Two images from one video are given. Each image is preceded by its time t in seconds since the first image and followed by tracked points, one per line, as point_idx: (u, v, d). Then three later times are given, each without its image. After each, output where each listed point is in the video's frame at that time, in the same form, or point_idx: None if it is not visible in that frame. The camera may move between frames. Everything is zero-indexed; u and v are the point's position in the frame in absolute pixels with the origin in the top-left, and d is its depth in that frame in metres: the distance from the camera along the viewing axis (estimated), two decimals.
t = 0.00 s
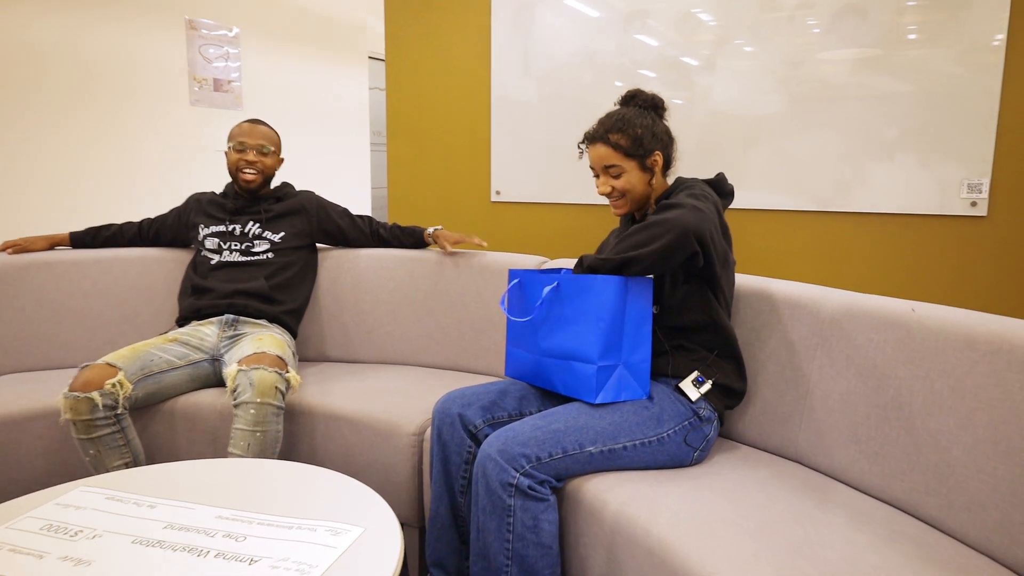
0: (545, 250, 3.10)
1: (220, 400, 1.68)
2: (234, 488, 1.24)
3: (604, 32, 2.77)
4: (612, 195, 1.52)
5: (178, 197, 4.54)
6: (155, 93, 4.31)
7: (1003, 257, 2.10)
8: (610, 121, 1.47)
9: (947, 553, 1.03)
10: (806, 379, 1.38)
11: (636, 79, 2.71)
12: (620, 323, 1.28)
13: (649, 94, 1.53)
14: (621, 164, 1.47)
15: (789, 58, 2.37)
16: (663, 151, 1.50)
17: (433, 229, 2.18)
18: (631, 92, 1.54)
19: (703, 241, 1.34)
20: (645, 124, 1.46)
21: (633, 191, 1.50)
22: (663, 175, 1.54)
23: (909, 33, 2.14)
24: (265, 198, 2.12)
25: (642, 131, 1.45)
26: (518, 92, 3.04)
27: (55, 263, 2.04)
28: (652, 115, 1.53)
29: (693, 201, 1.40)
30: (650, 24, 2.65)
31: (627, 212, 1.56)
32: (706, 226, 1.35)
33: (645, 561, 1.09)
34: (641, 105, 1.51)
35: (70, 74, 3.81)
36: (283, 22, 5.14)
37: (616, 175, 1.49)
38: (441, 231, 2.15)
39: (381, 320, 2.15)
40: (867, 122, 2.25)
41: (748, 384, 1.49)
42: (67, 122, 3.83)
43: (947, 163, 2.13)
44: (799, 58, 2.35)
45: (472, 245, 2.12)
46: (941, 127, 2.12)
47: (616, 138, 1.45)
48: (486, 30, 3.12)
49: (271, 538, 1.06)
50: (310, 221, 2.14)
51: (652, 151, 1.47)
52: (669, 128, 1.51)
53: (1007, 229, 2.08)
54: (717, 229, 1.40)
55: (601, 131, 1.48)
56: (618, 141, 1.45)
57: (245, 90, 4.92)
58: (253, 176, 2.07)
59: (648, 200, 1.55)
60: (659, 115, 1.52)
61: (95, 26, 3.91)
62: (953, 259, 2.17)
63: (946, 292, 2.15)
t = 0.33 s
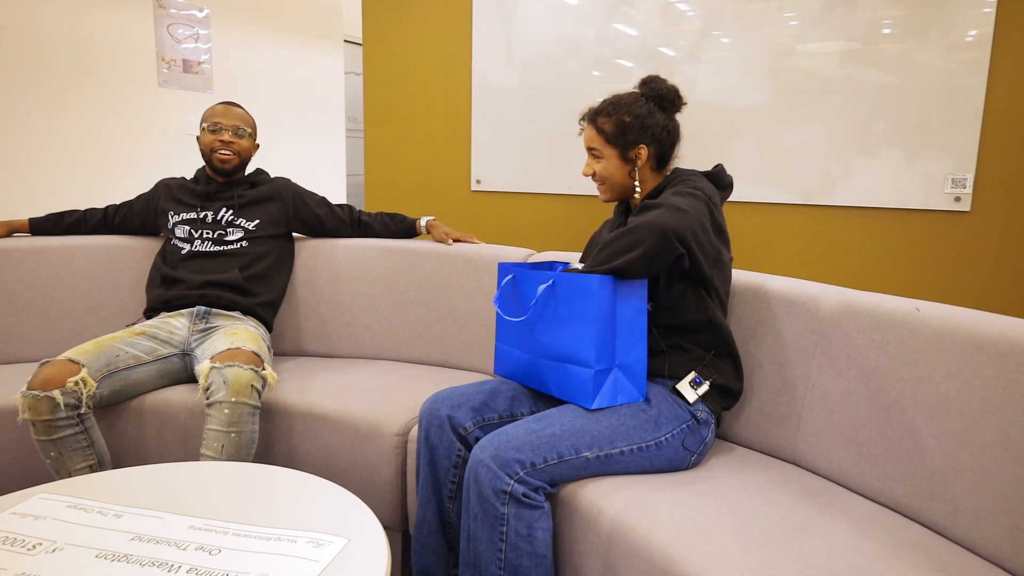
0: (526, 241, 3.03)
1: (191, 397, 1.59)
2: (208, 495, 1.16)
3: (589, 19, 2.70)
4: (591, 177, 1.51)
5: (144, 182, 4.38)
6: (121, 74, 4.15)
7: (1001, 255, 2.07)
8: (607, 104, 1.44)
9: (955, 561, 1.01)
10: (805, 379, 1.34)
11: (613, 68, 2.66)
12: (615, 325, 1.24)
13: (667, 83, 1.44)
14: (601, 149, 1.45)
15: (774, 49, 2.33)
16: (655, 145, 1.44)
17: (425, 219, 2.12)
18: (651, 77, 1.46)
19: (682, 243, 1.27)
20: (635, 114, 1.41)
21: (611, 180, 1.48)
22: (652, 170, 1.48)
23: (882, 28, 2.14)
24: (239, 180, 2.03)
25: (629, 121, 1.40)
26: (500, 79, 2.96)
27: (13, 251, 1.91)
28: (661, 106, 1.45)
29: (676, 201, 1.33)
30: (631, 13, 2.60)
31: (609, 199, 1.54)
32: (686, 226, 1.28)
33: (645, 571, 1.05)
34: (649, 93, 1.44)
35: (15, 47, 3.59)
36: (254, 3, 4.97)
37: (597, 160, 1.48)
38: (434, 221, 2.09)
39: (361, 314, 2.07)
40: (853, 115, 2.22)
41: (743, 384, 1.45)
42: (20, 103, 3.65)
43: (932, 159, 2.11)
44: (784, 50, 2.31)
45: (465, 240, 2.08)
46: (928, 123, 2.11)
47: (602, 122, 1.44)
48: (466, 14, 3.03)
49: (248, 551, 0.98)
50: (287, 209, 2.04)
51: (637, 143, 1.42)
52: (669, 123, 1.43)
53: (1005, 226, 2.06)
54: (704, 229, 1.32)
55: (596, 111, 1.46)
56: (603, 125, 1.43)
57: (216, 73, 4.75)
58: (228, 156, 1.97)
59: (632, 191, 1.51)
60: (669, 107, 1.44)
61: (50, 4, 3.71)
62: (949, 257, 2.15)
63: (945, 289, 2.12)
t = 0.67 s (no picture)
0: (522, 242, 2.99)
1: (179, 403, 1.52)
2: (196, 507, 1.10)
3: (587, 16, 2.65)
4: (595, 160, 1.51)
5: (132, 177, 4.29)
6: (108, 66, 4.05)
7: (1003, 262, 2.04)
8: (629, 94, 1.43)
9: None
10: (816, 389, 1.30)
11: (607, 67, 2.63)
12: (616, 328, 1.20)
13: (695, 91, 1.40)
14: (608, 133, 1.45)
15: (773, 49, 2.30)
16: (660, 144, 1.41)
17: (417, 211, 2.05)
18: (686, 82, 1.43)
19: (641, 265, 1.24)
20: (648, 108, 1.39)
21: (609, 167, 1.47)
22: (652, 169, 1.45)
23: (876, 30, 2.12)
24: (233, 178, 1.96)
25: (638, 112, 1.39)
26: (495, 77, 2.91)
27: None
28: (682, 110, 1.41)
29: (643, 218, 1.30)
30: (624, 13, 2.56)
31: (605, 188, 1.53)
32: (645, 246, 1.25)
33: None
34: (675, 96, 1.40)
35: None
36: None
37: (602, 144, 1.47)
38: (427, 213, 2.02)
39: (354, 316, 2.01)
40: (854, 117, 2.19)
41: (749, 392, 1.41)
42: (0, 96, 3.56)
43: (932, 162, 2.08)
44: (784, 50, 2.28)
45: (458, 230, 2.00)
46: (928, 125, 2.07)
47: (617, 108, 1.43)
48: (462, 10, 2.97)
49: (237, 570, 0.93)
50: (279, 205, 1.97)
51: (641, 136, 1.40)
52: (681, 128, 1.39)
53: (1008, 231, 2.02)
54: (675, 244, 1.27)
55: (617, 98, 1.45)
56: (617, 111, 1.42)
57: (207, 66, 4.66)
58: (241, 161, 1.94)
59: (628, 185, 1.50)
60: (689, 114, 1.40)
61: None
62: (952, 263, 2.12)
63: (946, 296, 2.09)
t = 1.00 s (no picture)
0: (521, 243, 2.96)
1: (174, 409, 1.48)
2: (191, 519, 1.06)
3: (586, 14, 2.62)
4: (595, 161, 1.47)
5: (126, 178, 4.23)
6: (102, 66, 4.00)
7: (1003, 261, 2.02)
8: (631, 92, 1.40)
9: None
10: (827, 394, 1.28)
11: (603, 67, 2.60)
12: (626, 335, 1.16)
13: (699, 89, 1.37)
14: (609, 133, 1.42)
15: (772, 48, 2.27)
16: (663, 143, 1.38)
17: (419, 223, 2.03)
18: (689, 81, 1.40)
19: (641, 279, 1.22)
20: (650, 106, 1.36)
21: (610, 167, 1.43)
22: (654, 169, 1.42)
23: (873, 29, 2.10)
24: (230, 181, 1.93)
25: (641, 111, 1.36)
26: (493, 77, 2.88)
27: None
28: (685, 110, 1.39)
29: (643, 229, 1.28)
30: (621, 12, 2.54)
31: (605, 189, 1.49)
32: (645, 260, 1.23)
33: None
34: (679, 95, 1.38)
35: None
36: None
37: (602, 143, 1.44)
38: (429, 226, 2.00)
39: (353, 319, 1.98)
40: (855, 117, 2.16)
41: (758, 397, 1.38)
42: None
43: (935, 161, 2.06)
44: (785, 49, 2.25)
45: (459, 243, 1.97)
46: (930, 124, 2.05)
47: (619, 107, 1.40)
48: (459, 8, 2.94)
49: None
50: (276, 206, 1.94)
51: (643, 135, 1.37)
52: (685, 127, 1.36)
53: (1007, 230, 2.00)
54: (677, 254, 1.25)
55: (619, 97, 1.42)
56: (619, 109, 1.40)
57: (201, 65, 4.60)
58: (239, 166, 1.90)
59: (629, 186, 1.46)
60: (692, 114, 1.38)
61: None
62: (952, 263, 2.09)
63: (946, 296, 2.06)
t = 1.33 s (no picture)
0: (518, 245, 2.95)
1: (173, 417, 1.47)
2: (193, 530, 1.05)
3: (580, 15, 2.62)
4: (611, 168, 1.42)
5: (120, 184, 4.21)
6: (95, 71, 3.98)
7: (1000, 259, 2.01)
8: (637, 92, 1.38)
9: None
10: (831, 394, 1.27)
11: (597, 69, 2.60)
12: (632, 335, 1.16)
13: (696, 80, 1.41)
14: (627, 137, 1.37)
15: (766, 48, 2.27)
16: (682, 139, 1.38)
17: (418, 228, 2.02)
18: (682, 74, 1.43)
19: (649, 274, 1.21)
20: (667, 103, 1.35)
21: (633, 170, 1.39)
22: (674, 166, 1.42)
23: (864, 27, 2.11)
24: (229, 182, 1.92)
25: (659, 110, 1.34)
26: (488, 79, 2.87)
27: None
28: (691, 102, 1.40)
29: (653, 224, 1.27)
30: (614, 13, 2.54)
31: (623, 193, 1.45)
32: (655, 255, 1.22)
33: None
34: (682, 88, 1.39)
35: None
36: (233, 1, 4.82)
37: (620, 148, 1.39)
38: (428, 230, 2.00)
39: (351, 324, 1.97)
40: (851, 115, 2.16)
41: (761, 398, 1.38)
42: None
43: (931, 158, 2.06)
44: (780, 48, 2.25)
45: (458, 246, 1.96)
46: (926, 121, 2.05)
47: (632, 108, 1.36)
48: (454, 10, 2.93)
49: None
50: (273, 212, 1.93)
51: (666, 133, 1.36)
52: (698, 119, 1.38)
53: (1004, 228, 2.00)
54: (685, 252, 1.24)
55: (624, 99, 1.39)
56: (633, 111, 1.36)
57: (193, 70, 4.59)
58: (237, 163, 1.89)
59: (649, 187, 1.44)
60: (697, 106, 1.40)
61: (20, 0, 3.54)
62: (948, 260, 2.09)
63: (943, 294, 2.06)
